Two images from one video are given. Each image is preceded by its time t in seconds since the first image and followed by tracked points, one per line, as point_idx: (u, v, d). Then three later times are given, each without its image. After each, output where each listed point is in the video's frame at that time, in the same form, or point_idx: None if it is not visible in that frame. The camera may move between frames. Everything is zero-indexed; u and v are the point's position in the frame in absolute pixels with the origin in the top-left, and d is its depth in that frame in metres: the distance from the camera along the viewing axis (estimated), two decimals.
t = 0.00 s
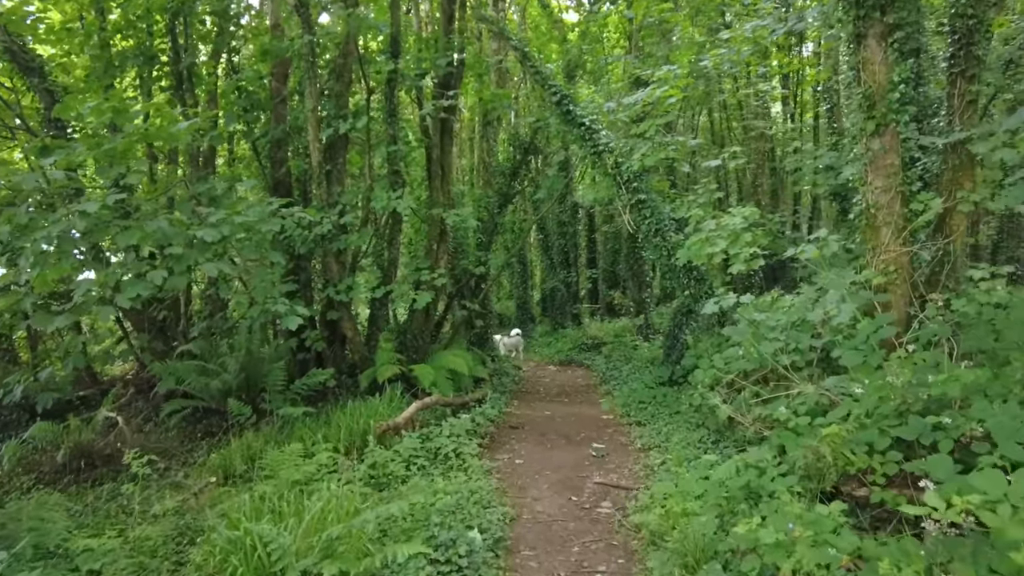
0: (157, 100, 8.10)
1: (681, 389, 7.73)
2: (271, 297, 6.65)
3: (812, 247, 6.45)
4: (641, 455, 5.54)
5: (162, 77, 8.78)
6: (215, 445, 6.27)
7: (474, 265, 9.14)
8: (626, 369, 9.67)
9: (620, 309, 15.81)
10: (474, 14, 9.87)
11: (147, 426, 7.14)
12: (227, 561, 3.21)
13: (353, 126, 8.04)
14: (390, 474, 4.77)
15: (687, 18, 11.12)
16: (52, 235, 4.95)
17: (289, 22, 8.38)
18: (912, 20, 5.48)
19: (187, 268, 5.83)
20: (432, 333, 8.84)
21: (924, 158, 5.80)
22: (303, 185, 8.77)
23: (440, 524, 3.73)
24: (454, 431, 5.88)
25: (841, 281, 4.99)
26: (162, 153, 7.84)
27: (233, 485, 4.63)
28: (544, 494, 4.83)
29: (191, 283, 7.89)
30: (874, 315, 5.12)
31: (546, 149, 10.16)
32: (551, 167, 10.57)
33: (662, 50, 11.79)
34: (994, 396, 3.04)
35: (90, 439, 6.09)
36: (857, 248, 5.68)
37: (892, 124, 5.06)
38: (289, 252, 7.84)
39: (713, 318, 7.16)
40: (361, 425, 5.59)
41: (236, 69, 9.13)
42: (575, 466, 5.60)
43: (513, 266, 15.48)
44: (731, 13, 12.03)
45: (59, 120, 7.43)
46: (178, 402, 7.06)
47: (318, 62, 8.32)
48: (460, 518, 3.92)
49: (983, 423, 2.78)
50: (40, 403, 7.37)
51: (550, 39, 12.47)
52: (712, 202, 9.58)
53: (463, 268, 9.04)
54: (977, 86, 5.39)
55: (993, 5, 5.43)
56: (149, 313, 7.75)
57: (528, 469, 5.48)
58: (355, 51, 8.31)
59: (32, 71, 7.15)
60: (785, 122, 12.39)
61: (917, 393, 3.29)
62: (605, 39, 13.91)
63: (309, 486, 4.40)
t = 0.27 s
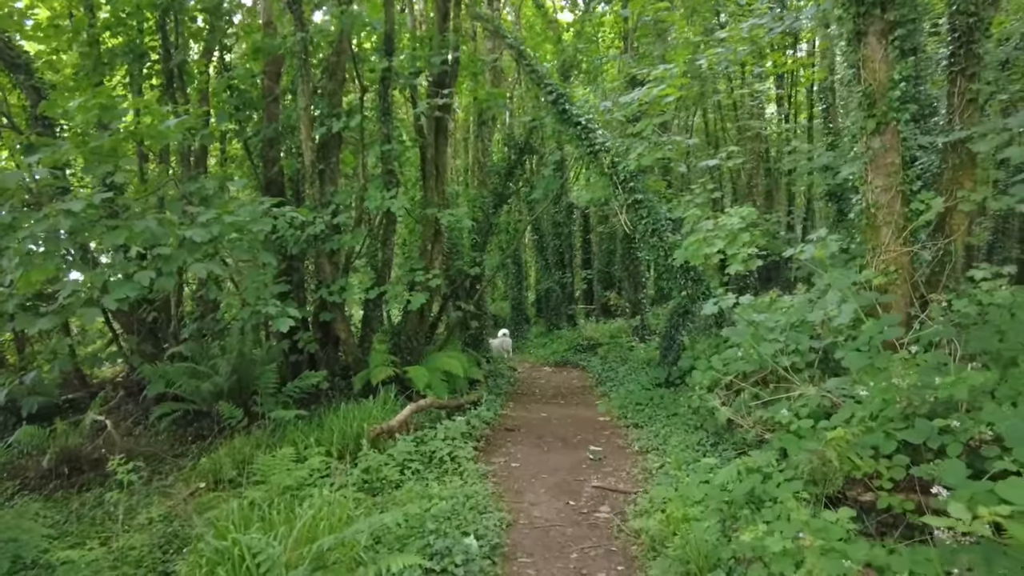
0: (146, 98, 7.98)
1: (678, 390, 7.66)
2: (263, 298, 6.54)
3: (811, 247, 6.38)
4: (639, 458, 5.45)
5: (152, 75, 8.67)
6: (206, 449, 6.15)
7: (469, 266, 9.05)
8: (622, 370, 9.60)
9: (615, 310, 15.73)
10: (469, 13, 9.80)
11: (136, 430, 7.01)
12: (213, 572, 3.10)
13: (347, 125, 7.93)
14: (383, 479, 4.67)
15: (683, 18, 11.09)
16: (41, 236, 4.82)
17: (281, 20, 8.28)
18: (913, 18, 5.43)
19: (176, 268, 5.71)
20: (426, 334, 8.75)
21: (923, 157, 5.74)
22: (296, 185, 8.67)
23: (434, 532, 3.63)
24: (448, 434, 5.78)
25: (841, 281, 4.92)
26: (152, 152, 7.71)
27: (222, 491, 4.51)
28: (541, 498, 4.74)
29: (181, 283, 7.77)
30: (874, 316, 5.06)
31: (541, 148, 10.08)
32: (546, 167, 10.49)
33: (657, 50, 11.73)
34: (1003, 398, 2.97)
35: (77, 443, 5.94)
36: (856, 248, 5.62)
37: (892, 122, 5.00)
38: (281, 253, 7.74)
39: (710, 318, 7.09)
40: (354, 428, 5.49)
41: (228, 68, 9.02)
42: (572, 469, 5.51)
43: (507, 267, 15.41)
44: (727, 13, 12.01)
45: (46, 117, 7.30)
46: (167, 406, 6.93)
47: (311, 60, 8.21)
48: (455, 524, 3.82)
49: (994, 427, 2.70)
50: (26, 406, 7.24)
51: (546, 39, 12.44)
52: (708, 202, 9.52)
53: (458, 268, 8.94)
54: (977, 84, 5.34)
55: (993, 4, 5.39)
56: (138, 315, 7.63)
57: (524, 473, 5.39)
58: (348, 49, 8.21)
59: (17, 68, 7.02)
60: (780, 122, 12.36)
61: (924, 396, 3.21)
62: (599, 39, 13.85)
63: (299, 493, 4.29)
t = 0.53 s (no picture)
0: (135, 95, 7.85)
1: (675, 392, 7.55)
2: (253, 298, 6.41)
3: (811, 246, 6.29)
4: (637, 461, 5.35)
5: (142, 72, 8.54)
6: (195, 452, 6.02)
7: (463, 266, 8.93)
8: (619, 372, 9.49)
9: (611, 311, 15.61)
10: (464, 11, 9.70)
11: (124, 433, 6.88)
12: None
13: (340, 123, 7.82)
14: (376, 484, 4.56)
15: (679, 17, 11.01)
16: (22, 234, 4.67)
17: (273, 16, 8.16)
18: (914, 13, 5.35)
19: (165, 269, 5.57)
20: (421, 336, 8.63)
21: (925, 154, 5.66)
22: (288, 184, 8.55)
23: (428, 539, 3.53)
24: (443, 437, 5.67)
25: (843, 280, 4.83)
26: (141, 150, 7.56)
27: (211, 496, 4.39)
28: (538, 503, 4.64)
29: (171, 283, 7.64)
30: (876, 316, 4.97)
31: (537, 147, 9.97)
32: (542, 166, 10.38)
33: (653, 49, 11.64)
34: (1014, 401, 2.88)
35: (62, 447, 5.81)
36: (857, 247, 5.53)
37: (894, 119, 4.92)
38: (273, 253, 7.61)
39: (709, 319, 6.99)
40: (347, 431, 5.37)
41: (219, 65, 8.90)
42: (570, 472, 5.41)
43: (503, 267, 15.29)
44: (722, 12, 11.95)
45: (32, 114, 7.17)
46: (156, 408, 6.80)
47: (303, 58, 8.09)
48: (449, 531, 3.72)
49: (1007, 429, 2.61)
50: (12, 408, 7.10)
51: (539, 37, 12.09)
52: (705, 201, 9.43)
53: (454, 268, 8.82)
54: (979, 81, 5.27)
55: None
56: (127, 316, 7.50)
57: (520, 476, 5.28)
58: (342, 46, 8.09)
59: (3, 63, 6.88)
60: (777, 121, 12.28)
61: (933, 398, 3.12)
62: (595, 38, 13.76)
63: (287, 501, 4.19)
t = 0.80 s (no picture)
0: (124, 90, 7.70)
1: (675, 393, 7.40)
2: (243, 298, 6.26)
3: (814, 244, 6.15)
4: (637, 465, 5.20)
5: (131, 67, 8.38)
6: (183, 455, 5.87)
7: (459, 265, 8.78)
8: (617, 372, 9.34)
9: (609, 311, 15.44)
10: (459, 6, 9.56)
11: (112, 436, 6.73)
12: None
13: (332, 119, 7.66)
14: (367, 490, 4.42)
15: (677, 13, 10.89)
16: None
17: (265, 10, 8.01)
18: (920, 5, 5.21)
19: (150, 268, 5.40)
20: (416, 336, 8.47)
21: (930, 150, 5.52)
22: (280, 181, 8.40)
23: (419, 550, 3.39)
24: (437, 440, 5.52)
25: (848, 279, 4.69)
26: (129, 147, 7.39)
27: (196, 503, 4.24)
28: (534, 509, 4.49)
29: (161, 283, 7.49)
30: (882, 316, 4.83)
31: (534, 145, 9.81)
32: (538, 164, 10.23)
33: (652, 46, 11.51)
34: None
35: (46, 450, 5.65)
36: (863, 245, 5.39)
37: (900, 114, 4.78)
38: (264, 251, 7.46)
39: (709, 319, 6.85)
40: (338, 435, 5.22)
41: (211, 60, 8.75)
42: (567, 477, 5.26)
43: (500, 267, 15.13)
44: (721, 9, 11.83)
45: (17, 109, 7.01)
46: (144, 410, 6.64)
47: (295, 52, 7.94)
48: (441, 541, 3.57)
49: None
50: None
51: (538, 35, 11.85)
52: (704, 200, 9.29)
53: (449, 267, 8.67)
54: (987, 75, 5.13)
55: None
56: (116, 316, 7.35)
57: (516, 481, 5.13)
58: (334, 41, 7.93)
59: None
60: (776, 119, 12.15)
61: (947, 403, 2.98)
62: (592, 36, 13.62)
63: (272, 512, 4.04)
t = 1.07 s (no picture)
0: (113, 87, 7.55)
1: (676, 396, 7.25)
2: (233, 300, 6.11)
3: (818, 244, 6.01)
4: (637, 472, 5.05)
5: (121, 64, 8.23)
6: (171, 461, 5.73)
7: (456, 265, 8.62)
8: (616, 374, 9.18)
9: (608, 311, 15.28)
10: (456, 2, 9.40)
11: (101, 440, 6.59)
12: None
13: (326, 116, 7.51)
14: (359, 500, 4.28)
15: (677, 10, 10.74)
16: None
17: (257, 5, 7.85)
18: None
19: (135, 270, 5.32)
20: (412, 338, 8.32)
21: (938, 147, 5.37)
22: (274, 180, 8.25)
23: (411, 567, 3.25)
24: (431, 446, 5.37)
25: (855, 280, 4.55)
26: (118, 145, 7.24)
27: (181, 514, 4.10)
28: (531, 519, 4.35)
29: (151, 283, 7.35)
30: (889, 318, 4.69)
31: (532, 143, 9.65)
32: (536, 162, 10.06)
33: (651, 43, 11.35)
34: None
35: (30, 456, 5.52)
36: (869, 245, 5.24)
37: (908, 110, 4.63)
38: (257, 252, 7.32)
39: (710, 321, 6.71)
40: (330, 441, 5.08)
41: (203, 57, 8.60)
42: (565, 484, 5.11)
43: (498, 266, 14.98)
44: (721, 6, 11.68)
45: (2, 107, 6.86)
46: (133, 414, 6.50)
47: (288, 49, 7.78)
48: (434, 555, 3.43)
49: None
50: None
51: (536, 33, 11.67)
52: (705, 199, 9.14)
53: (446, 268, 8.52)
54: (997, 71, 4.97)
55: None
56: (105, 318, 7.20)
57: (512, 489, 4.98)
58: (328, 38, 7.77)
59: None
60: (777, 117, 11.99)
61: (964, 413, 2.84)
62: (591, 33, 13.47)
63: (260, 524, 3.90)
